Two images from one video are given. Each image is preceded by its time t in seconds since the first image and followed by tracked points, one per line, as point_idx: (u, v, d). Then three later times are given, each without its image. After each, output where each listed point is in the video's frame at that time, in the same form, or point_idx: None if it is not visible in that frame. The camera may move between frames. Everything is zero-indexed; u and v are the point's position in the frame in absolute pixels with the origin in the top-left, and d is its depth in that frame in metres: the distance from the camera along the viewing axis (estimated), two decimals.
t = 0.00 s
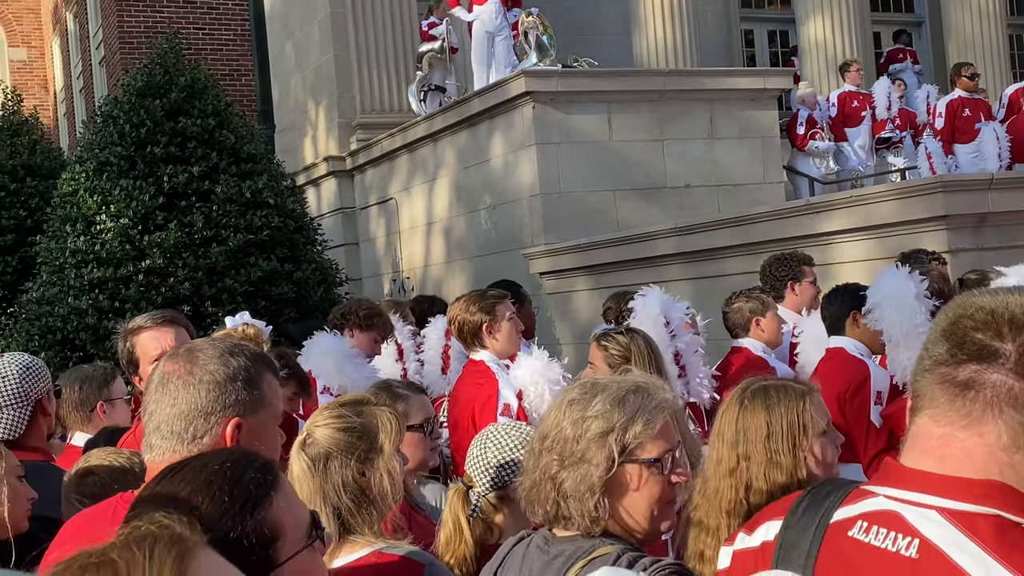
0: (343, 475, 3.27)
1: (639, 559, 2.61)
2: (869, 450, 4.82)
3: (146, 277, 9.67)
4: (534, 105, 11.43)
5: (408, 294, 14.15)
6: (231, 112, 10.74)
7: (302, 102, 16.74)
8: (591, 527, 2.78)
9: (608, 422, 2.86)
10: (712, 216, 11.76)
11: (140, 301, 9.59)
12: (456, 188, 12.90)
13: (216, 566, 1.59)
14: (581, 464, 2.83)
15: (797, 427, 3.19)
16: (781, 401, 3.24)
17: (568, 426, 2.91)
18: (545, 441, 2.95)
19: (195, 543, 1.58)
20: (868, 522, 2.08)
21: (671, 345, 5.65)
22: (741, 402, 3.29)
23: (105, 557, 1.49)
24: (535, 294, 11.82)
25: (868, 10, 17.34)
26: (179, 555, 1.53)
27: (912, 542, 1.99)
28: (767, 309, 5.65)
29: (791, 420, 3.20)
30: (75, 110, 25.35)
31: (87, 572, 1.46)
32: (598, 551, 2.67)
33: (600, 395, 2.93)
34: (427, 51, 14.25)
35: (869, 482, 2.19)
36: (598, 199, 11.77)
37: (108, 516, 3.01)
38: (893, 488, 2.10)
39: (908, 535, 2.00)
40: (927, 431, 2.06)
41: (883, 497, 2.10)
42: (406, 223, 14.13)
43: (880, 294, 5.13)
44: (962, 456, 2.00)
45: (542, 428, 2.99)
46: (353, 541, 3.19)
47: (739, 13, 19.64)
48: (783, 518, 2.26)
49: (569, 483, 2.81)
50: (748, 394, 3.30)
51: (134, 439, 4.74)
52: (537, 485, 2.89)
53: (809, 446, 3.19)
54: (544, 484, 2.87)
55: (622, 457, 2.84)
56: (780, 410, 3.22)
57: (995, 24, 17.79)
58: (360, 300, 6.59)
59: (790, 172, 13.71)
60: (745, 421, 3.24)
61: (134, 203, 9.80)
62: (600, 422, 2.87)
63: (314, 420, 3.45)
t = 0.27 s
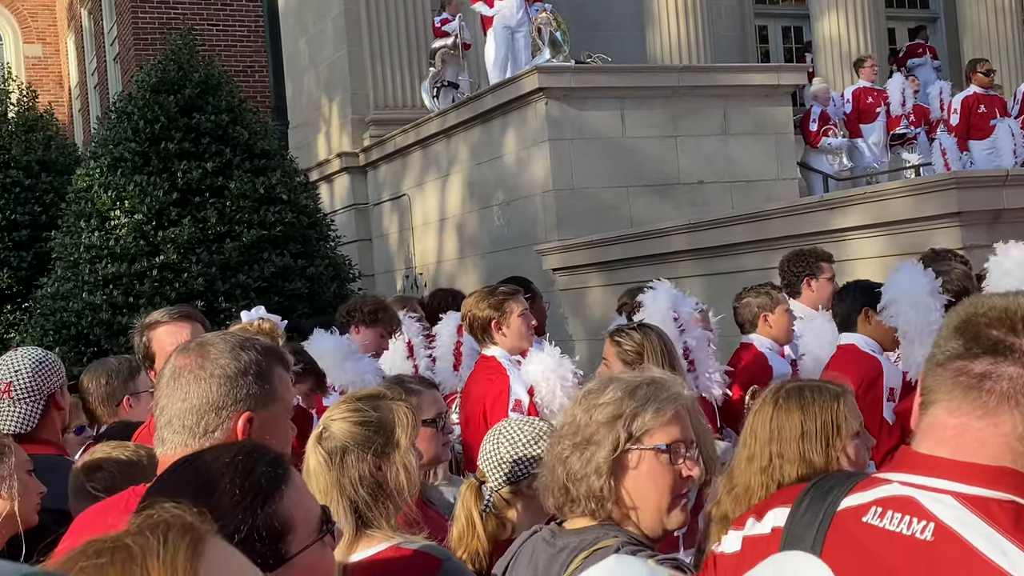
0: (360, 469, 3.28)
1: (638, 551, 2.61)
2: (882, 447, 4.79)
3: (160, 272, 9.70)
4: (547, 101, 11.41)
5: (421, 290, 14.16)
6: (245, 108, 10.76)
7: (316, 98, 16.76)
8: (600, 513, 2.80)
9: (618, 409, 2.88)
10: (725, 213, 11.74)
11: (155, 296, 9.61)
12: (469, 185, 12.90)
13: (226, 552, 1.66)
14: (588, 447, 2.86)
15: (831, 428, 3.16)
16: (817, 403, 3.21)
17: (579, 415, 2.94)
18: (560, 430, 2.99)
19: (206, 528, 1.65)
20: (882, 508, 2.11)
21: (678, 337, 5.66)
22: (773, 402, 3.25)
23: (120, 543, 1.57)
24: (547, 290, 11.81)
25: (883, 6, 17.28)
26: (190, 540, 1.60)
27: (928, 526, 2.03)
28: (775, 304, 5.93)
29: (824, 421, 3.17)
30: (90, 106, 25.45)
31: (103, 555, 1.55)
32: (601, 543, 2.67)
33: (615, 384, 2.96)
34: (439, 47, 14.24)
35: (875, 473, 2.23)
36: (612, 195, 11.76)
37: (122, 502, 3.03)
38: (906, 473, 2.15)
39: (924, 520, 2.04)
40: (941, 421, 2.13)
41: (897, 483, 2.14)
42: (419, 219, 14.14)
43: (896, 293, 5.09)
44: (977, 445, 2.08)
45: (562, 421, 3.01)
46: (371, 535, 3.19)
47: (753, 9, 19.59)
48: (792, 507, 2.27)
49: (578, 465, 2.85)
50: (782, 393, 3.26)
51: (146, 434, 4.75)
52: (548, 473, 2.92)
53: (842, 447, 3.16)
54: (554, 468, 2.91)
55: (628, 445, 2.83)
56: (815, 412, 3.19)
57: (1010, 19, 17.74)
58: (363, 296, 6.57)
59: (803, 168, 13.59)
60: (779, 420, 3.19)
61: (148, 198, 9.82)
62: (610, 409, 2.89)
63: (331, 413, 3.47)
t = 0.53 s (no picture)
0: (377, 464, 3.28)
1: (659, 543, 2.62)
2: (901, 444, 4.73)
3: (173, 268, 9.73)
4: (559, 97, 11.40)
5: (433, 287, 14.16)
6: (258, 104, 10.78)
7: (328, 94, 16.75)
8: (620, 510, 2.79)
9: (633, 404, 2.87)
10: (738, 209, 11.71)
11: (167, 292, 9.65)
12: (481, 181, 12.89)
13: (250, 537, 1.58)
14: (608, 445, 2.85)
15: (865, 423, 3.18)
16: (852, 400, 3.22)
17: (594, 412, 2.93)
18: (575, 427, 2.98)
19: (229, 518, 1.58)
20: (905, 499, 2.26)
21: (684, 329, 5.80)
22: (811, 393, 3.28)
23: (142, 531, 1.51)
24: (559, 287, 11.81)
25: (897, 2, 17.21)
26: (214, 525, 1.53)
27: (952, 515, 2.18)
28: (796, 302, 5.98)
29: (860, 416, 3.19)
30: (103, 101, 25.51)
31: (127, 542, 1.49)
32: (622, 535, 2.69)
33: (625, 381, 2.95)
34: (451, 43, 14.22)
35: (895, 468, 2.39)
36: (625, 191, 11.75)
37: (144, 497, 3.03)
38: (927, 464, 2.30)
39: (947, 509, 2.19)
40: (963, 416, 2.27)
41: (919, 476, 2.29)
42: (431, 215, 14.12)
43: (911, 292, 5.06)
44: (1000, 437, 2.22)
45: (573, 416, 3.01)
46: (387, 532, 3.19)
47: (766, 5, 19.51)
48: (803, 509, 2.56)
49: (598, 463, 2.83)
50: (820, 385, 3.29)
51: (162, 429, 4.76)
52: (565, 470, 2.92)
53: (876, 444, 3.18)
54: (574, 469, 2.89)
55: (648, 438, 2.84)
56: (851, 408, 3.20)
57: None
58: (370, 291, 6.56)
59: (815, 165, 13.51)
60: (813, 415, 3.22)
61: (161, 194, 9.85)
62: (625, 405, 2.88)
63: (348, 409, 3.45)
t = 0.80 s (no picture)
0: (398, 455, 3.28)
1: (693, 535, 2.61)
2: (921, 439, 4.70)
3: (188, 260, 9.73)
4: (573, 91, 11.38)
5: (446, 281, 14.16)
6: (273, 97, 10.78)
7: (341, 88, 16.75)
8: (651, 503, 2.77)
9: (660, 395, 2.84)
10: (752, 204, 11.68)
11: (182, 284, 9.65)
12: (495, 175, 12.88)
13: (298, 517, 1.55)
14: (638, 438, 2.82)
15: (890, 414, 3.13)
16: (876, 388, 3.16)
17: (620, 405, 2.89)
18: (597, 420, 2.94)
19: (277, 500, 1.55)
20: (937, 489, 2.29)
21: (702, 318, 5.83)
22: (833, 380, 3.21)
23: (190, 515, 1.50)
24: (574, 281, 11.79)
25: None
26: (262, 506, 1.51)
27: (986, 501, 2.20)
28: (837, 298, 5.74)
29: (884, 407, 3.13)
30: (116, 95, 25.54)
31: (177, 524, 1.49)
32: (653, 526, 2.66)
33: (651, 370, 2.91)
34: (465, 37, 14.20)
35: (920, 461, 2.43)
36: (639, 185, 11.73)
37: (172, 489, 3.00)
38: (957, 454, 2.34)
39: (982, 495, 2.22)
40: (990, 405, 2.34)
41: (949, 466, 2.33)
42: (444, 209, 14.12)
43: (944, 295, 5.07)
44: None
45: (594, 408, 2.97)
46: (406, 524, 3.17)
47: None
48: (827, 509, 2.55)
49: (629, 458, 2.80)
50: (842, 372, 3.21)
51: (185, 420, 4.76)
52: (591, 463, 2.88)
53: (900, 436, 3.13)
54: (601, 462, 2.85)
55: (679, 429, 2.82)
56: (874, 397, 3.15)
57: None
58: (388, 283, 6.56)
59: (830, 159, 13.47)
60: (835, 403, 3.17)
61: (176, 187, 9.86)
62: (653, 397, 2.85)
63: (369, 399, 3.45)
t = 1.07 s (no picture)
0: (411, 450, 3.27)
1: (721, 535, 2.60)
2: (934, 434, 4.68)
3: (199, 255, 9.73)
4: (584, 86, 11.36)
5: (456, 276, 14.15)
6: (283, 92, 10.77)
7: (351, 83, 16.73)
8: (673, 504, 2.76)
9: (683, 395, 2.82)
10: (764, 198, 11.65)
11: (193, 279, 9.65)
12: (505, 170, 12.86)
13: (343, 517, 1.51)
14: (661, 440, 2.80)
15: (892, 405, 3.13)
16: (877, 378, 3.16)
17: (641, 403, 2.87)
18: (616, 419, 2.92)
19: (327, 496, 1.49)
20: (963, 488, 2.34)
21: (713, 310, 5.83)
22: (833, 373, 3.23)
23: (239, 501, 1.43)
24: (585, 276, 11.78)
25: None
26: (315, 503, 1.45)
27: (1014, 499, 2.25)
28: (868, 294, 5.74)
29: (886, 398, 3.14)
30: (125, 90, 25.54)
31: (228, 512, 1.41)
32: (678, 525, 2.65)
33: (674, 367, 2.89)
34: (475, 32, 14.18)
35: (940, 462, 2.47)
36: (649, 180, 11.71)
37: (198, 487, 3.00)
38: (979, 454, 2.40)
39: (1010, 493, 2.27)
40: (1006, 406, 2.41)
41: (973, 466, 2.38)
42: (454, 204, 14.10)
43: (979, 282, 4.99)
44: None
45: (613, 405, 2.96)
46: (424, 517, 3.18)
47: None
48: (847, 510, 2.51)
49: (650, 459, 2.78)
50: (841, 364, 3.24)
51: (203, 415, 4.74)
52: (612, 461, 2.87)
53: (903, 427, 3.13)
54: (621, 461, 2.84)
55: (701, 429, 2.80)
56: (876, 388, 3.15)
57: None
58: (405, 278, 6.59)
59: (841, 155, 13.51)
60: (836, 395, 3.17)
61: (187, 181, 9.85)
62: (675, 396, 2.82)
63: (385, 394, 3.45)
